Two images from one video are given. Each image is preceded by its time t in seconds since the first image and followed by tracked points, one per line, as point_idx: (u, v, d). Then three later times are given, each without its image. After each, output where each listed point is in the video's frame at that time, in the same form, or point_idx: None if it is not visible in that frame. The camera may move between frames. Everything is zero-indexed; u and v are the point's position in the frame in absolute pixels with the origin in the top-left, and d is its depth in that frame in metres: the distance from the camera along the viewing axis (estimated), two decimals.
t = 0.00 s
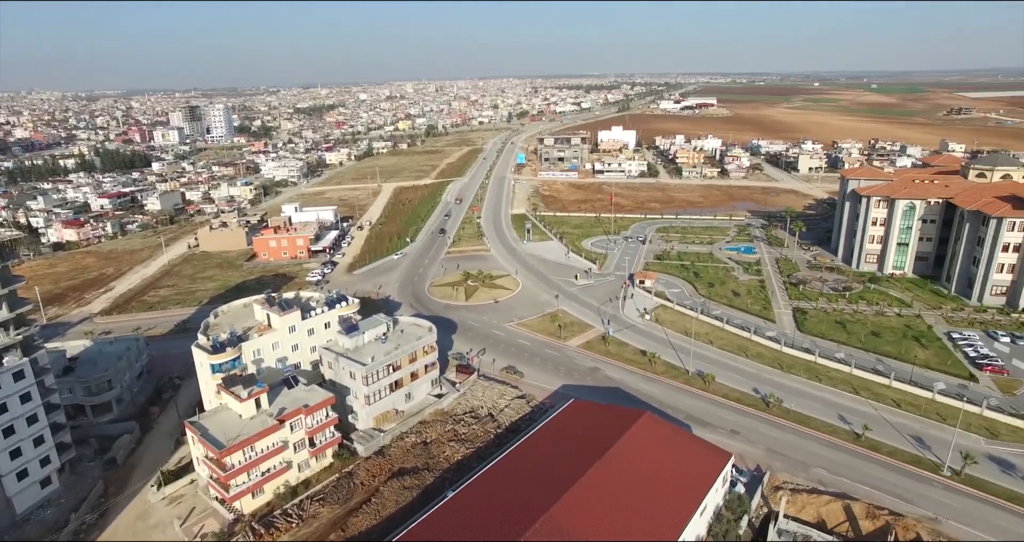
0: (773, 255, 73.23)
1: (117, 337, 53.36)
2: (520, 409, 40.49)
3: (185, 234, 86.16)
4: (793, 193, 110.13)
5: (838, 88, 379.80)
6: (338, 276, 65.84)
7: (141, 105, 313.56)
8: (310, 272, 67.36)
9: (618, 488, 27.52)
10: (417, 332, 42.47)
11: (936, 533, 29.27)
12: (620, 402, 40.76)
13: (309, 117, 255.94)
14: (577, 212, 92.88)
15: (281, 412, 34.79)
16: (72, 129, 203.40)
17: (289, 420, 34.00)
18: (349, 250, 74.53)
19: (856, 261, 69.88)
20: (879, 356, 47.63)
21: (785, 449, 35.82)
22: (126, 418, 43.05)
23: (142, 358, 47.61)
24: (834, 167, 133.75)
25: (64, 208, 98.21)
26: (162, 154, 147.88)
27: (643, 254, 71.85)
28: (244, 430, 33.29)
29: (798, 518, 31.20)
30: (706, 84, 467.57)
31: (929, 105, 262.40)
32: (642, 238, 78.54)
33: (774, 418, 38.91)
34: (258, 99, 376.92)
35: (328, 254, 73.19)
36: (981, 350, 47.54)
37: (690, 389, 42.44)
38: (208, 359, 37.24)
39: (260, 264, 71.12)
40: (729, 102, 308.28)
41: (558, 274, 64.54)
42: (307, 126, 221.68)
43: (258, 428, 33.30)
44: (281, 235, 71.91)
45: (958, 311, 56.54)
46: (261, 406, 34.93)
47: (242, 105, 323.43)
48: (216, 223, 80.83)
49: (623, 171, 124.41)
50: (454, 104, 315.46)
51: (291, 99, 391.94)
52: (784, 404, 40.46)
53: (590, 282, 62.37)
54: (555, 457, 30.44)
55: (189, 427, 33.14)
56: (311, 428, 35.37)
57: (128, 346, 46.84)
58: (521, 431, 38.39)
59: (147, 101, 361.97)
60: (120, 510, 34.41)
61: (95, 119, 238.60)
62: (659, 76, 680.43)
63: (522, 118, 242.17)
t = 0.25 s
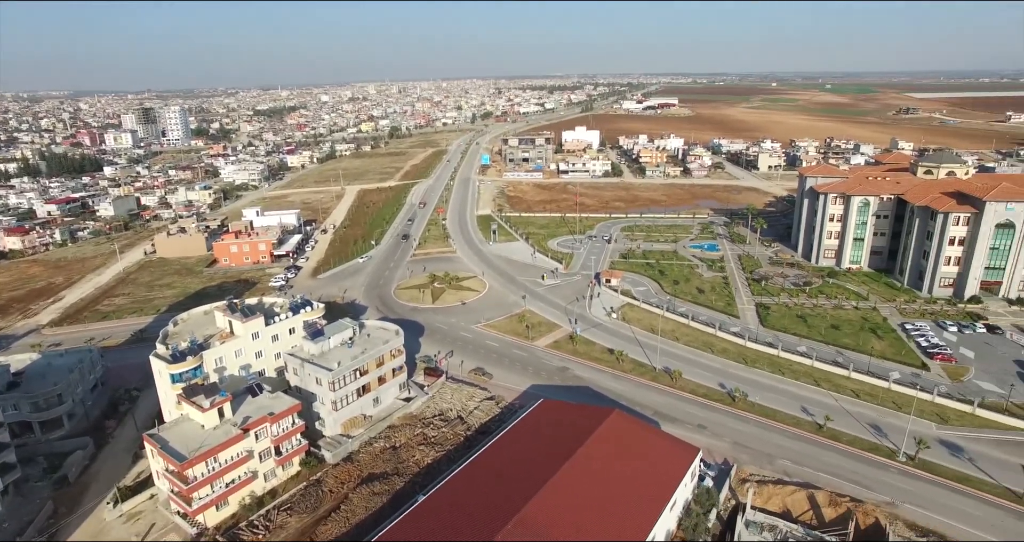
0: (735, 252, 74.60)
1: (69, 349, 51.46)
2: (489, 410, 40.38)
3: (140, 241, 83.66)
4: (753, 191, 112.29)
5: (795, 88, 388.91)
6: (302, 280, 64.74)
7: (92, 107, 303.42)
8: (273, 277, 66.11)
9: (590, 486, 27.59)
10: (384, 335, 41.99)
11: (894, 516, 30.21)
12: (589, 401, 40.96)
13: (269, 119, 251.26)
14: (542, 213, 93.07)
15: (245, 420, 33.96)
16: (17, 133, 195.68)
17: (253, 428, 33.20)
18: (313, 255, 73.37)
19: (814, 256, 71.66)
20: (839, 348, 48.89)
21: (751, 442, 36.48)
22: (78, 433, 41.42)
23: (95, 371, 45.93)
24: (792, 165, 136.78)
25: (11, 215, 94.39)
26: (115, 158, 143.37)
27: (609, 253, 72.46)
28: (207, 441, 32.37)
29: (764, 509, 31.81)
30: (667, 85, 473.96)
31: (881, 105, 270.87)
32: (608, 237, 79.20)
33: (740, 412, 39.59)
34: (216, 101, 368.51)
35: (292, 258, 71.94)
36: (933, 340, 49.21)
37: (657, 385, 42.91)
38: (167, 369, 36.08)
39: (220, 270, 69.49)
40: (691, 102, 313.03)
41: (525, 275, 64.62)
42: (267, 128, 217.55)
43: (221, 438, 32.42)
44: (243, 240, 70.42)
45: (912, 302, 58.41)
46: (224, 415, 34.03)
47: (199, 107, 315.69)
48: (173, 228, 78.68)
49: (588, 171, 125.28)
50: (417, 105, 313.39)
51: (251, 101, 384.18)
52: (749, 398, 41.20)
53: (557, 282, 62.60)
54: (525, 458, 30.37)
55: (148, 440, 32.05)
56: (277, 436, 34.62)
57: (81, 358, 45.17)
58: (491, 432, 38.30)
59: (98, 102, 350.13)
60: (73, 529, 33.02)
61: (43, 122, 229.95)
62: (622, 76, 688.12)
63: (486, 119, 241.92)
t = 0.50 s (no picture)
0: (694, 249, 75.85)
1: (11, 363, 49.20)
2: (454, 413, 40.11)
3: (87, 248, 80.61)
4: (710, 189, 114.46)
5: (749, 88, 397.79)
6: (260, 286, 63.31)
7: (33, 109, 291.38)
8: (229, 283, 64.49)
9: (558, 486, 27.56)
10: (346, 341, 41.33)
11: (850, 501, 31.10)
12: (554, 400, 41.05)
13: (223, 122, 245.40)
14: (504, 213, 93.06)
15: (202, 432, 32.94)
16: None
17: (211, 440, 32.20)
18: (271, 260, 71.87)
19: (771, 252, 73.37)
20: (796, 341, 50.12)
21: (713, 436, 37.06)
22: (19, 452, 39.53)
23: (37, 388, 43.96)
24: (748, 163, 139.70)
25: None
26: (58, 163, 137.99)
27: (571, 252, 72.89)
28: (161, 455, 31.22)
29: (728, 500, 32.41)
30: (625, 85, 479.60)
31: (830, 104, 279.20)
32: (570, 236, 79.67)
33: (702, 407, 40.19)
34: (166, 103, 358.21)
35: (249, 264, 70.33)
36: (884, 330, 50.87)
37: (621, 383, 43.27)
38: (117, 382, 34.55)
39: (173, 278, 67.44)
40: (649, 102, 317.26)
41: (488, 276, 64.49)
42: (221, 131, 212.37)
43: (177, 452, 31.34)
44: (197, 246, 68.42)
45: (864, 295, 60.28)
46: (180, 428, 32.93)
47: (149, 110, 306.39)
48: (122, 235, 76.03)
49: (549, 171, 125.82)
50: (376, 107, 310.20)
51: (204, 103, 374.23)
52: (711, 392, 41.87)
53: (520, 282, 62.64)
54: (492, 458, 30.19)
55: (97, 457, 30.65)
56: (236, 447, 33.67)
57: (22, 374, 43.20)
58: (457, 434, 38.06)
59: (40, 105, 336.45)
60: None
61: None
62: (581, 77, 693.76)
63: (447, 120, 240.99)
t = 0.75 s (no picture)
0: (652, 247, 76.96)
1: None
2: (417, 417, 39.73)
3: (25, 259, 77.08)
4: (666, 187, 116.35)
5: (701, 88, 405.95)
6: (212, 294, 61.60)
7: None
8: (180, 292, 62.60)
9: (524, 485, 27.55)
10: (304, 347, 40.51)
11: (806, 488, 31.95)
12: (517, 400, 41.05)
13: (169, 125, 237.94)
14: (462, 214, 92.77)
15: (153, 448, 31.78)
16: None
17: (163, 455, 31.08)
18: (224, 266, 70.04)
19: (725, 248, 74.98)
20: (752, 334, 51.31)
21: (675, 430, 37.62)
22: None
23: None
24: (702, 161, 142.42)
25: None
26: None
27: (531, 252, 73.10)
28: (109, 473, 29.94)
29: (691, 493, 32.92)
30: (581, 86, 483.87)
31: (779, 103, 287.18)
32: (529, 236, 79.91)
33: (663, 402, 40.75)
34: (110, 106, 345.32)
35: (200, 271, 68.39)
36: (834, 321, 52.49)
37: (583, 381, 43.56)
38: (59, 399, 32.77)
39: (120, 287, 65.03)
40: (605, 102, 320.74)
41: (448, 278, 64.15)
42: (168, 135, 206.01)
43: (126, 469, 30.14)
44: (145, 254, 66.13)
45: (815, 287, 62.12)
46: (129, 443, 31.69)
47: (90, 113, 294.84)
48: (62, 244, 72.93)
49: (507, 172, 125.95)
50: (331, 109, 305.66)
51: (150, 106, 362.78)
52: (671, 387, 42.49)
53: (480, 284, 62.49)
54: (456, 460, 29.95)
55: (35, 481, 29.03)
56: (190, 460, 32.59)
57: None
58: (420, 438, 37.72)
59: None
60: None
61: None
62: (537, 78, 696.74)
63: (403, 122, 239.01)
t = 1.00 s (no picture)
0: (610, 246, 77.76)
1: None
2: (379, 422, 39.24)
3: None
4: (623, 186, 117.81)
5: (655, 89, 412.63)
6: (162, 303, 59.68)
7: None
8: (127, 301, 60.45)
9: (490, 485, 27.51)
10: (261, 355, 39.59)
11: (765, 477, 32.75)
12: (480, 402, 40.92)
13: (113, 129, 229.49)
14: (421, 217, 92.12)
15: (99, 466, 30.52)
16: None
17: (110, 474, 29.86)
18: (173, 274, 67.96)
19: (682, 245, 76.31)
20: (709, 329, 52.32)
21: (637, 426, 38.07)
22: None
23: None
24: (658, 161, 144.68)
25: None
26: None
27: (490, 253, 73.06)
28: (48, 497, 28.54)
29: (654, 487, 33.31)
30: (538, 88, 486.25)
31: (731, 103, 294.15)
32: (488, 237, 79.87)
33: (625, 399, 41.19)
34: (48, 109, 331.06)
35: (148, 279, 66.19)
36: (787, 314, 53.95)
37: (545, 380, 43.69)
38: None
39: (61, 298, 62.34)
40: (561, 103, 323.37)
41: (407, 281, 63.59)
42: (111, 139, 198.72)
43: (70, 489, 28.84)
44: (88, 263, 63.66)
45: (768, 282, 63.75)
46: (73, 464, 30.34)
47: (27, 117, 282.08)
48: None
49: (465, 173, 125.59)
50: (284, 112, 299.84)
51: (92, 108, 349.74)
52: (633, 384, 42.99)
53: (440, 286, 62.14)
54: (420, 464, 29.68)
55: None
56: (141, 478, 31.40)
57: None
58: (382, 444, 37.28)
59: None
60: None
61: None
62: (494, 80, 697.39)
63: (359, 125, 236.05)
